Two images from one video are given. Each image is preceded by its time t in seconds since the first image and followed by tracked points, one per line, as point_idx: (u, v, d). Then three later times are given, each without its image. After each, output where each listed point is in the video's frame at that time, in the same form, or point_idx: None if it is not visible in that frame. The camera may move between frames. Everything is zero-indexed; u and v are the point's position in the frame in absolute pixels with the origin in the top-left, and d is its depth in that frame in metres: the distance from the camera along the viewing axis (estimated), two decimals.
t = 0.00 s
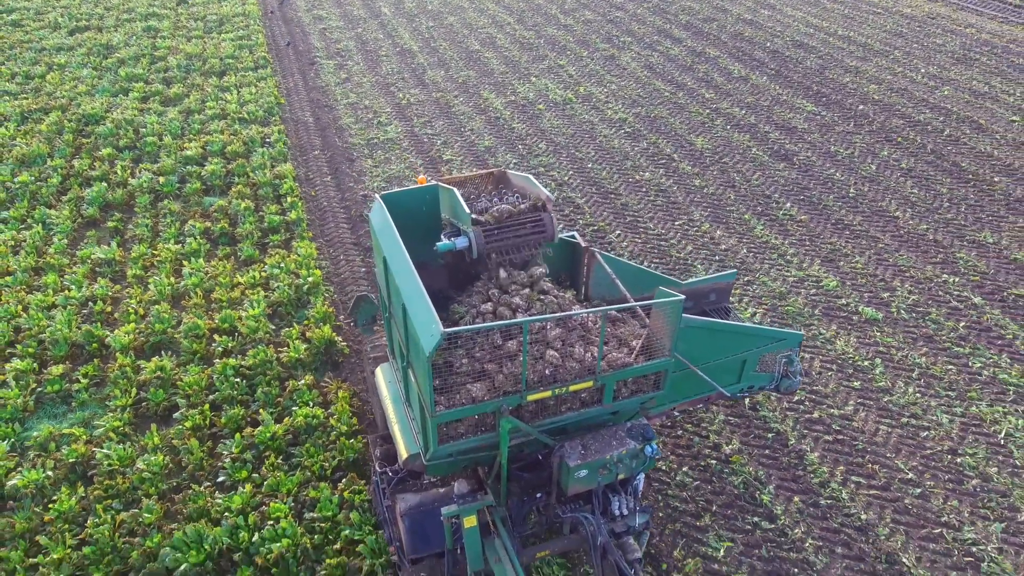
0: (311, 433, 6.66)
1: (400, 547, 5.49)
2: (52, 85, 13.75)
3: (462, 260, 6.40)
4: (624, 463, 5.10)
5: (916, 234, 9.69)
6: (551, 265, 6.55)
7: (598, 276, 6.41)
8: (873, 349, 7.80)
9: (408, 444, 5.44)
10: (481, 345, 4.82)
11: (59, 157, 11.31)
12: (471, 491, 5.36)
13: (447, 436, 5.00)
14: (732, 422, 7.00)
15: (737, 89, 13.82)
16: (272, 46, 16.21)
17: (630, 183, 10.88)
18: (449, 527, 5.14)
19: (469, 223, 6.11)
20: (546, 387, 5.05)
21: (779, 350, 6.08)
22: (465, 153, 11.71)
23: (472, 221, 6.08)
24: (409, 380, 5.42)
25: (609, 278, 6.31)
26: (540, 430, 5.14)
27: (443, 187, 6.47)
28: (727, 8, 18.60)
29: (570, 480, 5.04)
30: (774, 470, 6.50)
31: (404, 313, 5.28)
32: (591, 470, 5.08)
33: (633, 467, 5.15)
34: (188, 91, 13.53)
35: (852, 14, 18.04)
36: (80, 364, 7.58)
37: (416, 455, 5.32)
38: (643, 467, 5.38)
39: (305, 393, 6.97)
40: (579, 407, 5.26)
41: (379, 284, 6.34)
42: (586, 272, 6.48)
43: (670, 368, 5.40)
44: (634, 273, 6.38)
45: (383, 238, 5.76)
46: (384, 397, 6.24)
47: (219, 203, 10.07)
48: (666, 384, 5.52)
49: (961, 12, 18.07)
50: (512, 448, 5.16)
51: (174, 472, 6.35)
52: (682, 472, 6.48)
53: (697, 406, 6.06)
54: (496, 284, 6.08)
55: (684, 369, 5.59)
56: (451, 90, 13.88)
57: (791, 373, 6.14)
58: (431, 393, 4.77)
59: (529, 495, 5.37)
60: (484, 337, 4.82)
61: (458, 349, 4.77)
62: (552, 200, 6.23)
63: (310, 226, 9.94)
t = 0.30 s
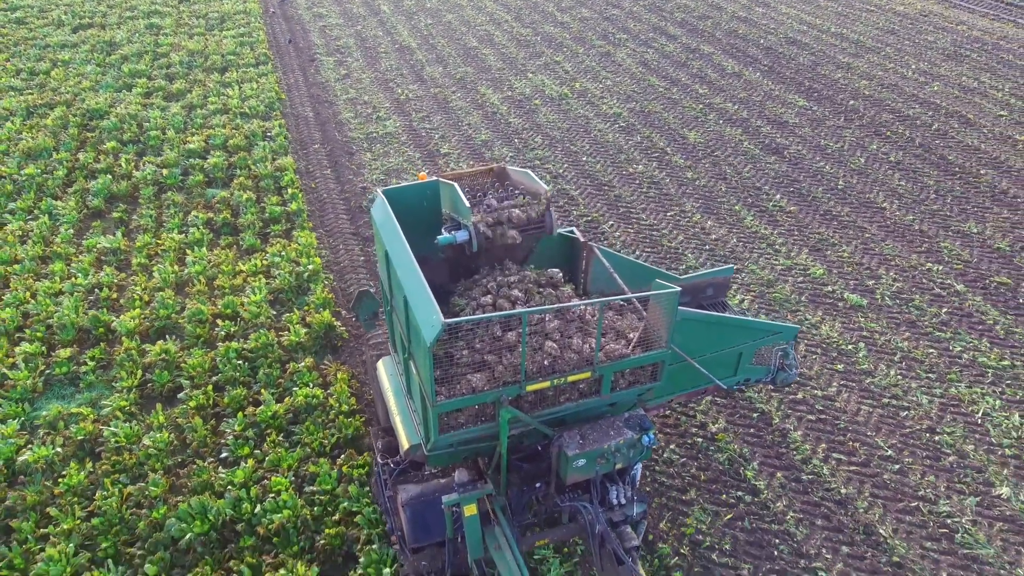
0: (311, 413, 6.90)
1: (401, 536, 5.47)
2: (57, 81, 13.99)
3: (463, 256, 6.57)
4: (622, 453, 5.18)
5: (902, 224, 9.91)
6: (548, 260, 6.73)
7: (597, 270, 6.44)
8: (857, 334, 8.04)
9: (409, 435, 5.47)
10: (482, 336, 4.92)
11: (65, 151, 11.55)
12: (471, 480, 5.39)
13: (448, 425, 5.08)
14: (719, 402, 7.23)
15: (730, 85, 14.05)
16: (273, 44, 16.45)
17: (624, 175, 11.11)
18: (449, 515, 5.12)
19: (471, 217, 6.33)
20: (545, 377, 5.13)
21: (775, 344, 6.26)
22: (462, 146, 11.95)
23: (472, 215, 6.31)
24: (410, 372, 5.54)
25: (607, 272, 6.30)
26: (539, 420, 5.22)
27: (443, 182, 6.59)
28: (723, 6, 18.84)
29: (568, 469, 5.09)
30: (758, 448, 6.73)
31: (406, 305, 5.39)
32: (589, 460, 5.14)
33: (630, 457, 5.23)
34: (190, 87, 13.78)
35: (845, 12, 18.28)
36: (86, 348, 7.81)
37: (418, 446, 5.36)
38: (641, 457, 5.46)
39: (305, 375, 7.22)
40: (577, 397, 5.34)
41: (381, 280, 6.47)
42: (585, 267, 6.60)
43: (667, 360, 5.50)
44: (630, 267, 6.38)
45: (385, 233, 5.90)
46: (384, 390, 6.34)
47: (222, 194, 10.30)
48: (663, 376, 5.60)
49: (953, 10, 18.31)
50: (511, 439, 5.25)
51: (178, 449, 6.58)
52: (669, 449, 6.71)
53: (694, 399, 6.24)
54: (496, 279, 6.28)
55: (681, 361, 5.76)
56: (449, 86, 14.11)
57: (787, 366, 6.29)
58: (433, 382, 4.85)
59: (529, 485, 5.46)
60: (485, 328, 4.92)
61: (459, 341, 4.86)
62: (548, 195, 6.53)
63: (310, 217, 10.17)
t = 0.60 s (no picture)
0: (312, 390, 7.17)
1: (404, 524, 5.54)
2: (62, 75, 14.27)
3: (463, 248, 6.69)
4: (619, 440, 5.38)
5: (887, 213, 10.18)
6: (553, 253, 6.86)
7: (595, 263, 6.64)
8: (840, 317, 8.31)
9: (410, 425, 5.61)
10: (482, 327, 5.01)
11: (71, 143, 11.83)
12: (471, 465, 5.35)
13: (450, 414, 5.19)
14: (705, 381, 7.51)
15: (723, 80, 14.32)
16: (274, 40, 16.72)
17: (617, 167, 11.39)
18: (452, 503, 5.22)
19: (470, 210, 6.46)
20: (544, 366, 5.24)
21: (771, 335, 6.42)
22: (459, 139, 12.22)
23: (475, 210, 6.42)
24: (412, 362, 5.66)
25: (605, 265, 6.53)
26: (538, 408, 5.34)
27: (444, 177, 6.84)
28: (717, 3, 19.11)
29: (567, 456, 5.31)
30: (742, 424, 7.01)
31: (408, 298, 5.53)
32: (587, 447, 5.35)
33: (628, 444, 5.43)
34: (193, 81, 14.05)
35: (837, 9, 18.56)
36: (95, 330, 8.09)
37: (419, 436, 5.51)
38: (638, 445, 5.67)
39: (306, 355, 7.49)
40: (576, 386, 5.46)
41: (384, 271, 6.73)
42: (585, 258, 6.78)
43: (663, 349, 5.56)
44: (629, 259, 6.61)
45: (388, 227, 6.07)
46: (387, 380, 6.44)
47: (224, 185, 10.57)
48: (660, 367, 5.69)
49: (944, 7, 18.58)
50: (511, 428, 5.39)
51: (184, 424, 6.85)
52: (656, 425, 6.99)
53: (691, 389, 6.35)
54: (495, 269, 6.39)
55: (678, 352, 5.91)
56: (446, 81, 14.38)
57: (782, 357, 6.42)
58: (433, 373, 4.97)
59: (529, 473, 5.66)
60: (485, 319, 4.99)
61: (459, 332, 4.97)
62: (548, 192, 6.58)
63: (311, 207, 10.44)
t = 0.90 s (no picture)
0: (313, 370, 7.41)
1: (407, 513, 5.60)
2: (67, 71, 14.50)
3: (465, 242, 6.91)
4: (618, 429, 5.46)
5: (875, 204, 10.41)
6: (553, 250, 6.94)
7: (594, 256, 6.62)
8: (826, 302, 8.55)
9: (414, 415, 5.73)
10: (483, 317, 5.10)
11: (76, 136, 12.06)
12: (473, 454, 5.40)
13: (452, 402, 5.32)
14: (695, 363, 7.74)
15: (717, 75, 14.55)
16: (275, 37, 16.96)
17: (612, 159, 11.62)
18: (454, 490, 5.27)
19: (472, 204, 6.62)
20: (544, 356, 5.37)
21: (767, 326, 6.46)
22: (457, 133, 12.45)
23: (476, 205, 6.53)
24: (415, 353, 5.77)
25: (604, 258, 6.49)
26: (538, 396, 5.46)
27: (445, 171, 7.01)
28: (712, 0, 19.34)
29: (568, 444, 5.38)
30: (729, 403, 7.25)
31: (410, 289, 5.62)
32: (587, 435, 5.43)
33: (627, 432, 5.50)
34: (196, 77, 14.27)
35: (831, 6, 18.80)
36: (102, 315, 8.32)
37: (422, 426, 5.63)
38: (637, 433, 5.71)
39: (308, 338, 7.72)
40: (575, 376, 5.59)
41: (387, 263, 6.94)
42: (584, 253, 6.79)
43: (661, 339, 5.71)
44: (627, 252, 6.50)
45: (390, 221, 6.19)
46: (389, 370, 6.54)
47: (227, 176, 10.81)
48: (658, 355, 5.80)
49: (937, 4, 18.81)
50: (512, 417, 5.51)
51: (190, 403, 7.09)
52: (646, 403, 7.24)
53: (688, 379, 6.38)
54: (497, 263, 6.64)
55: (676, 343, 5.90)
56: (445, 77, 14.61)
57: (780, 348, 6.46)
58: (434, 362, 5.05)
59: (529, 461, 5.79)
60: (486, 310, 5.08)
61: (460, 322, 5.08)
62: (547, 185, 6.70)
63: (312, 198, 10.68)
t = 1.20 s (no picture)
0: (314, 350, 7.66)
1: (410, 499, 5.71)
2: (72, 67, 14.77)
3: (467, 233, 6.91)
4: (617, 416, 5.57)
5: (862, 193, 10.67)
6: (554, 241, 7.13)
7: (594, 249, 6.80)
8: (812, 286, 8.81)
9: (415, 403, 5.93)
10: (484, 307, 5.20)
11: (82, 129, 12.33)
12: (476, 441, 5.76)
13: (453, 389, 5.43)
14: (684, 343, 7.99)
15: (710, 70, 14.82)
16: (277, 33, 17.23)
17: (606, 151, 11.89)
18: (456, 475, 5.41)
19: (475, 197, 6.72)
20: (544, 344, 5.47)
21: (765, 317, 6.59)
22: (455, 126, 12.72)
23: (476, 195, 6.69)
24: (417, 341, 5.91)
25: (604, 249, 6.70)
26: (539, 384, 5.57)
27: (448, 163, 7.20)
28: None
29: (568, 432, 5.52)
30: (715, 380, 7.51)
31: (414, 278, 5.76)
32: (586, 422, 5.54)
33: (626, 419, 5.61)
34: (199, 72, 14.55)
35: (825, 3, 19.07)
36: (110, 298, 8.59)
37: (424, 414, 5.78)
38: (636, 421, 5.81)
39: (309, 320, 7.98)
40: (575, 364, 5.69)
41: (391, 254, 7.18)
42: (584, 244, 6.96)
43: (660, 328, 5.82)
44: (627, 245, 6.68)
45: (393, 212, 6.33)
46: (392, 360, 6.66)
47: (230, 167, 11.07)
48: (655, 345, 5.91)
49: (929, 1, 19.07)
50: (513, 405, 5.60)
51: (195, 380, 7.35)
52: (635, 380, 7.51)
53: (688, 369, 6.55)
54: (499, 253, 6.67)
55: (675, 332, 6.07)
56: (443, 72, 14.88)
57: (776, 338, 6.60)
58: (438, 349, 5.18)
59: (530, 449, 5.96)
60: (487, 299, 5.18)
61: (463, 311, 5.17)
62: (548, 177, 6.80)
63: (312, 187, 10.94)
